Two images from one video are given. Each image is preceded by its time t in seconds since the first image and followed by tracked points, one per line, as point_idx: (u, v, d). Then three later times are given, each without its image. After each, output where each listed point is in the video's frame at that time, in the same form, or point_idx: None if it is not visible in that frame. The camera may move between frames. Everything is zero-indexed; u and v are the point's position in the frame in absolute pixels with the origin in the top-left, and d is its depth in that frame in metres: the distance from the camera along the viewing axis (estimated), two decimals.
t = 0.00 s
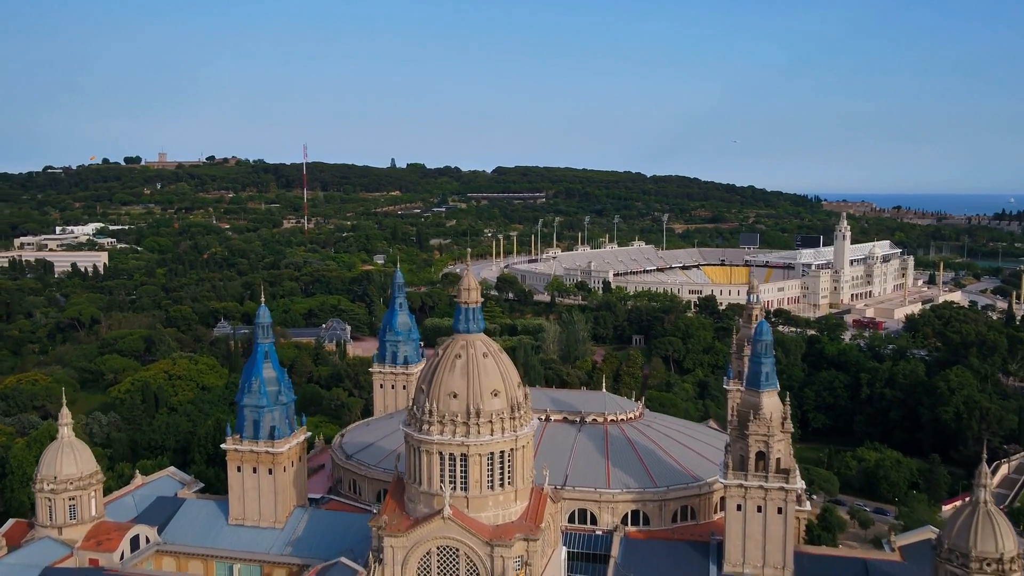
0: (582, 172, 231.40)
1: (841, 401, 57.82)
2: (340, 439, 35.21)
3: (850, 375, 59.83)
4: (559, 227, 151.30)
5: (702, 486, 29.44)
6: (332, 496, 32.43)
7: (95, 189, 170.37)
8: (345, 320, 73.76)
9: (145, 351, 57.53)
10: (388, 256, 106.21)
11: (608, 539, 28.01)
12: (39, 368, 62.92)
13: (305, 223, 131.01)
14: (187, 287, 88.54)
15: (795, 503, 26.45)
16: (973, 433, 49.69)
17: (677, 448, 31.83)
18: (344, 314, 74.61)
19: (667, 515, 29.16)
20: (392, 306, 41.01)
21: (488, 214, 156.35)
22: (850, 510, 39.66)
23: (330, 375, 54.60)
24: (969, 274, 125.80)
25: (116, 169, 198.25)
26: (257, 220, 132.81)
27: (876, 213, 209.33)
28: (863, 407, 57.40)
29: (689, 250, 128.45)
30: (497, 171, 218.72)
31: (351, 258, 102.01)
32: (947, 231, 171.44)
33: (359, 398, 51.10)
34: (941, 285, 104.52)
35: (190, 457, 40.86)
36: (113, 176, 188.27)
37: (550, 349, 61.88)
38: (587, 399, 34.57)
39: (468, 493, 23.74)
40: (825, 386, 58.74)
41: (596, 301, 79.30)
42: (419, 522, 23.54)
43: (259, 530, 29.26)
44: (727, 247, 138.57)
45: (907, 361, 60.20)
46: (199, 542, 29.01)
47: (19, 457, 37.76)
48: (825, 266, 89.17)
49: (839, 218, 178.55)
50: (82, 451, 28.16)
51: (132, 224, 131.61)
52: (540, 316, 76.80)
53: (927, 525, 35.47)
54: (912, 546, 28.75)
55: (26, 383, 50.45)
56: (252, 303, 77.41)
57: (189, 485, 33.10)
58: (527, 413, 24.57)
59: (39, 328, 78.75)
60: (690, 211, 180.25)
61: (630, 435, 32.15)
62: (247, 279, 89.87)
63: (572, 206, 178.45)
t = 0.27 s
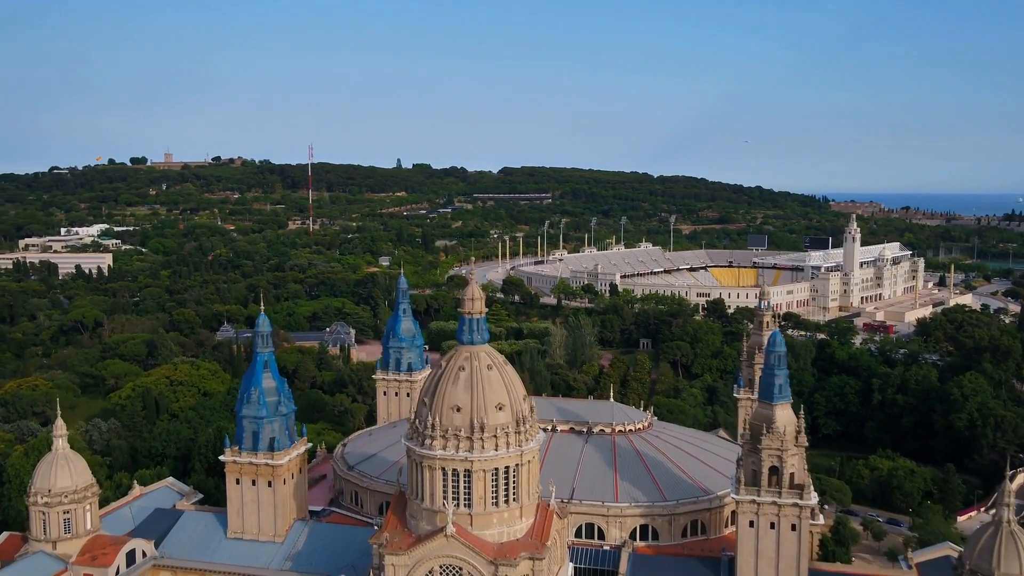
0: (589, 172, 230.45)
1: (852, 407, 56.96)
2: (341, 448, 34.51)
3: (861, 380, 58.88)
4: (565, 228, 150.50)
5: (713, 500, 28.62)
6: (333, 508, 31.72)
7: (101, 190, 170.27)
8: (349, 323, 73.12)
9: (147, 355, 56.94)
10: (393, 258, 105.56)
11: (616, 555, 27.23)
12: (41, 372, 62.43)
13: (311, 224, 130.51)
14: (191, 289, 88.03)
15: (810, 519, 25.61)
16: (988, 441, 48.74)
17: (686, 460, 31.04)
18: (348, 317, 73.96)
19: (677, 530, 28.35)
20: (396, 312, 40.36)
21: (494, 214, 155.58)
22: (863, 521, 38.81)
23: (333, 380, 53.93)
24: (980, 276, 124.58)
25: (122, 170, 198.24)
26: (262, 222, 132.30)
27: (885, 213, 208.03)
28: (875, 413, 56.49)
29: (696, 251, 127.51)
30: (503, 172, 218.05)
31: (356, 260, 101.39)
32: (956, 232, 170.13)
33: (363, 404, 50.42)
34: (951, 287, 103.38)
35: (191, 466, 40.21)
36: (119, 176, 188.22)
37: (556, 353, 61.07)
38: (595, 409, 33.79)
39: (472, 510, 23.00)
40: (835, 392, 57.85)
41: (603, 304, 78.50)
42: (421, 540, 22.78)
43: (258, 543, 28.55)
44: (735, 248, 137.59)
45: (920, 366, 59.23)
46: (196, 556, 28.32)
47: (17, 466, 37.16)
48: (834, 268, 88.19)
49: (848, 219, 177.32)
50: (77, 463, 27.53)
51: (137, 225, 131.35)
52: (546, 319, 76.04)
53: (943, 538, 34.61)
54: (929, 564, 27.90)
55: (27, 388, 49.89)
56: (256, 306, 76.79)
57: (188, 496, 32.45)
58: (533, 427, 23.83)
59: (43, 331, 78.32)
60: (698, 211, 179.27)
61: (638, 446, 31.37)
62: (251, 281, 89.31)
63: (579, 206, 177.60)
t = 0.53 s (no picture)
0: (594, 172, 229.56)
1: (862, 413, 56.07)
2: (343, 458, 33.79)
3: (871, 385, 57.96)
4: (571, 229, 149.69)
5: (723, 514, 27.79)
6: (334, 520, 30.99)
7: (105, 190, 170.12)
8: (353, 326, 72.43)
9: (148, 360, 56.32)
10: (398, 259, 104.86)
11: (623, 571, 26.44)
12: (42, 376, 61.88)
13: (315, 226, 129.95)
14: (194, 292, 87.47)
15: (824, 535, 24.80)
16: (1002, 449, 47.80)
17: (695, 473, 30.23)
18: (352, 320, 73.31)
19: (686, 545, 27.50)
20: (398, 318, 39.69)
21: (500, 215, 154.80)
22: (876, 533, 37.97)
23: (336, 386, 53.24)
24: (989, 277, 123.41)
25: (127, 170, 198.10)
26: (267, 223, 131.80)
27: (893, 214, 206.74)
28: (885, 419, 55.57)
29: (703, 252, 126.57)
30: (509, 172, 217.34)
31: (360, 262, 100.74)
32: (965, 233, 168.82)
33: (366, 410, 49.73)
34: (961, 289, 102.25)
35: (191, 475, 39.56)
36: (124, 177, 188.02)
37: (562, 357, 60.26)
38: (601, 418, 33.00)
39: (474, 528, 22.26)
40: (845, 397, 56.95)
41: (609, 307, 77.69)
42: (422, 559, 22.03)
43: (256, 558, 27.82)
44: (742, 249, 136.62)
45: (931, 371, 58.25)
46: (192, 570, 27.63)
47: (13, 475, 36.54)
48: (843, 270, 87.20)
49: (855, 219, 176.11)
50: (70, 476, 26.87)
51: (141, 226, 130.93)
52: (552, 322, 75.30)
53: (959, 553, 33.74)
54: None
55: (25, 394, 49.30)
56: (259, 309, 76.19)
57: (186, 507, 31.82)
58: (539, 441, 23.05)
59: (45, 334, 77.84)
60: (704, 212, 178.29)
61: (646, 458, 30.56)
62: (255, 283, 88.75)
63: (584, 207, 176.82)
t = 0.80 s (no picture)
0: (597, 172, 228.68)
1: (868, 418, 55.28)
2: (340, 469, 33.05)
3: (878, 390, 57.15)
4: (573, 230, 148.82)
5: (730, 529, 26.97)
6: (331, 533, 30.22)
7: (106, 191, 169.62)
8: (352, 329, 71.73)
9: (144, 364, 55.61)
10: (399, 261, 104.11)
11: None
12: (38, 381, 61.17)
13: (316, 227, 129.29)
14: (193, 294, 86.81)
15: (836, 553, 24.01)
16: (1012, 457, 46.99)
17: (701, 485, 29.43)
18: (352, 323, 72.60)
19: (692, 561, 26.67)
20: (398, 325, 39.01)
21: (501, 216, 154.05)
22: (885, 544, 37.17)
23: (335, 391, 52.52)
24: (994, 278, 122.54)
25: (128, 170, 197.61)
26: (267, 224, 131.08)
27: (896, 214, 205.95)
28: (892, 425, 54.77)
29: (706, 254, 125.68)
30: (511, 172, 216.70)
31: (361, 264, 100.04)
32: (970, 233, 167.96)
33: (365, 416, 49.02)
34: (966, 291, 101.41)
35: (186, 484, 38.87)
36: (124, 177, 187.45)
37: (564, 361, 59.50)
38: (605, 429, 32.23)
39: (474, 546, 21.52)
40: (852, 402, 56.17)
41: (612, 309, 76.95)
42: None
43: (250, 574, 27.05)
44: (745, 250, 135.85)
45: (939, 376, 57.41)
46: None
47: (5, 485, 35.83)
48: (848, 272, 86.37)
49: (859, 220, 175.05)
50: (59, 489, 26.14)
51: (141, 227, 130.37)
52: (554, 325, 74.57)
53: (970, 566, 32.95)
54: None
55: (20, 400, 48.62)
56: (259, 312, 75.48)
57: (179, 520, 31.12)
58: (541, 456, 22.31)
59: (43, 336, 77.24)
60: (707, 212, 177.50)
61: (651, 470, 29.76)
62: (255, 285, 88.02)
63: (586, 208, 176.08)
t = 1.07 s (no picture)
0: (598, 173, 227.84)
1: (874, 423, 54.50)
2: (337, 481, 32.29)
3: (883, 396, 56.34)
4: (574, 231, 147.97)
5: (737, 545, 26.17)
6: (327, 548, 29.44)
7: (105, 192, 168.97)
8: (352, 332, 70.95)
9: (140, 370, 54.86)
10: (399, 263, 103.35)
11: None
12: (33, 386, 60.45)
13: (316, 228, 128.52)
14: (192, 297, 86.07)
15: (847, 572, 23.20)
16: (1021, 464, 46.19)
17: (707, 499, 28.65)
18: (351, 326, 71.82)
19: None
20: (397, 331, 38.30)
21: (502, 217, 153.26)
22: (893, 555, 36.39)
23: (333, 397, 51.75)
24: (999, 279, 121.67)
25: (128, 171, 196.91)
26: (267, 225, 130.35)
27: (899, 214, 205.15)
28: (899, 431, 53.97)
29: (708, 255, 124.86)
30: (512, 173, 215.98)
31: (361, 266, 99.29)
32: (973, 234, 167.13)
33: (364, 423, 48.25)
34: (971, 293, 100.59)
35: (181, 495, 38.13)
36: (124, 178, 186.69)
37: (566, 366, 58.68)
38: (608, 440, 31.46)
39: (473, 567, 20.75)
40: (857, 408, 55.37)
41: (614, 312, 76.17)
42: None
43: None
44: (747, 251, 135.00)
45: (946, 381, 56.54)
46: None
47: None
48: (852, 274, 85.56)
49: (862, 220, 174.12)
50: (47, 505, 25.39)
51: (140, 228, 129.62)
52: (555, 329, 73.80)
53: None
54: None
55: (13, 407, 47.87)
56: (257, 315, 74.72)
57: (172, 533, 30.39)
58: (542, 473, 21.53)
59: (39, 340, 76.51)
60: (709, 213, 176.70)
61: (655, 483, 28.98)
62: (253, 288, 87.26)
63: (588, 208, 175.26)
